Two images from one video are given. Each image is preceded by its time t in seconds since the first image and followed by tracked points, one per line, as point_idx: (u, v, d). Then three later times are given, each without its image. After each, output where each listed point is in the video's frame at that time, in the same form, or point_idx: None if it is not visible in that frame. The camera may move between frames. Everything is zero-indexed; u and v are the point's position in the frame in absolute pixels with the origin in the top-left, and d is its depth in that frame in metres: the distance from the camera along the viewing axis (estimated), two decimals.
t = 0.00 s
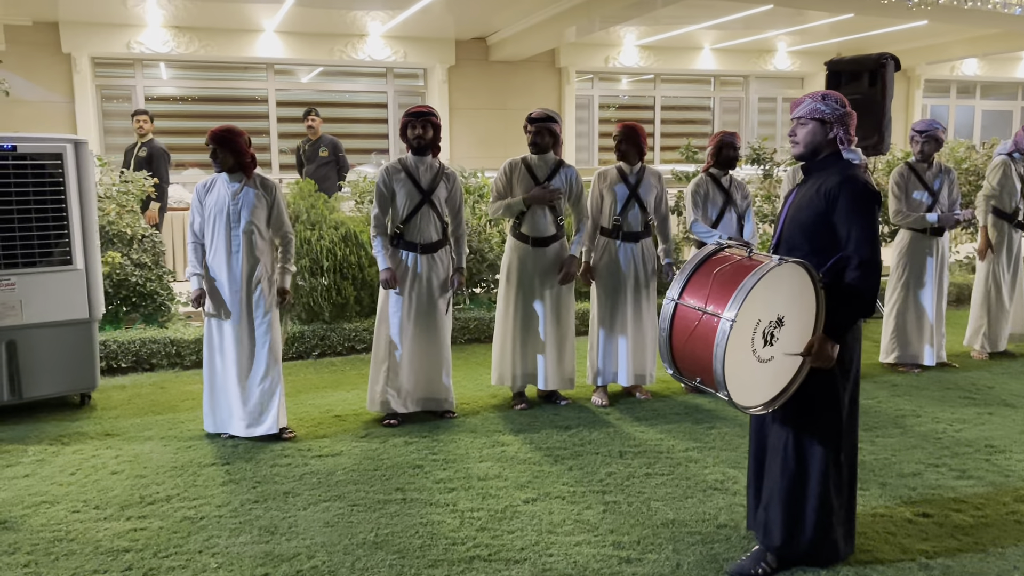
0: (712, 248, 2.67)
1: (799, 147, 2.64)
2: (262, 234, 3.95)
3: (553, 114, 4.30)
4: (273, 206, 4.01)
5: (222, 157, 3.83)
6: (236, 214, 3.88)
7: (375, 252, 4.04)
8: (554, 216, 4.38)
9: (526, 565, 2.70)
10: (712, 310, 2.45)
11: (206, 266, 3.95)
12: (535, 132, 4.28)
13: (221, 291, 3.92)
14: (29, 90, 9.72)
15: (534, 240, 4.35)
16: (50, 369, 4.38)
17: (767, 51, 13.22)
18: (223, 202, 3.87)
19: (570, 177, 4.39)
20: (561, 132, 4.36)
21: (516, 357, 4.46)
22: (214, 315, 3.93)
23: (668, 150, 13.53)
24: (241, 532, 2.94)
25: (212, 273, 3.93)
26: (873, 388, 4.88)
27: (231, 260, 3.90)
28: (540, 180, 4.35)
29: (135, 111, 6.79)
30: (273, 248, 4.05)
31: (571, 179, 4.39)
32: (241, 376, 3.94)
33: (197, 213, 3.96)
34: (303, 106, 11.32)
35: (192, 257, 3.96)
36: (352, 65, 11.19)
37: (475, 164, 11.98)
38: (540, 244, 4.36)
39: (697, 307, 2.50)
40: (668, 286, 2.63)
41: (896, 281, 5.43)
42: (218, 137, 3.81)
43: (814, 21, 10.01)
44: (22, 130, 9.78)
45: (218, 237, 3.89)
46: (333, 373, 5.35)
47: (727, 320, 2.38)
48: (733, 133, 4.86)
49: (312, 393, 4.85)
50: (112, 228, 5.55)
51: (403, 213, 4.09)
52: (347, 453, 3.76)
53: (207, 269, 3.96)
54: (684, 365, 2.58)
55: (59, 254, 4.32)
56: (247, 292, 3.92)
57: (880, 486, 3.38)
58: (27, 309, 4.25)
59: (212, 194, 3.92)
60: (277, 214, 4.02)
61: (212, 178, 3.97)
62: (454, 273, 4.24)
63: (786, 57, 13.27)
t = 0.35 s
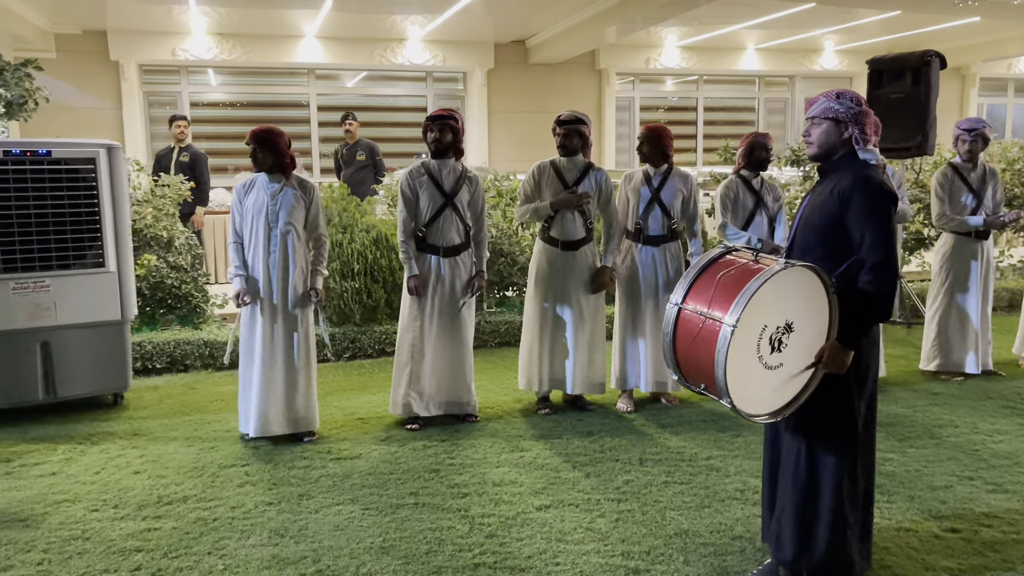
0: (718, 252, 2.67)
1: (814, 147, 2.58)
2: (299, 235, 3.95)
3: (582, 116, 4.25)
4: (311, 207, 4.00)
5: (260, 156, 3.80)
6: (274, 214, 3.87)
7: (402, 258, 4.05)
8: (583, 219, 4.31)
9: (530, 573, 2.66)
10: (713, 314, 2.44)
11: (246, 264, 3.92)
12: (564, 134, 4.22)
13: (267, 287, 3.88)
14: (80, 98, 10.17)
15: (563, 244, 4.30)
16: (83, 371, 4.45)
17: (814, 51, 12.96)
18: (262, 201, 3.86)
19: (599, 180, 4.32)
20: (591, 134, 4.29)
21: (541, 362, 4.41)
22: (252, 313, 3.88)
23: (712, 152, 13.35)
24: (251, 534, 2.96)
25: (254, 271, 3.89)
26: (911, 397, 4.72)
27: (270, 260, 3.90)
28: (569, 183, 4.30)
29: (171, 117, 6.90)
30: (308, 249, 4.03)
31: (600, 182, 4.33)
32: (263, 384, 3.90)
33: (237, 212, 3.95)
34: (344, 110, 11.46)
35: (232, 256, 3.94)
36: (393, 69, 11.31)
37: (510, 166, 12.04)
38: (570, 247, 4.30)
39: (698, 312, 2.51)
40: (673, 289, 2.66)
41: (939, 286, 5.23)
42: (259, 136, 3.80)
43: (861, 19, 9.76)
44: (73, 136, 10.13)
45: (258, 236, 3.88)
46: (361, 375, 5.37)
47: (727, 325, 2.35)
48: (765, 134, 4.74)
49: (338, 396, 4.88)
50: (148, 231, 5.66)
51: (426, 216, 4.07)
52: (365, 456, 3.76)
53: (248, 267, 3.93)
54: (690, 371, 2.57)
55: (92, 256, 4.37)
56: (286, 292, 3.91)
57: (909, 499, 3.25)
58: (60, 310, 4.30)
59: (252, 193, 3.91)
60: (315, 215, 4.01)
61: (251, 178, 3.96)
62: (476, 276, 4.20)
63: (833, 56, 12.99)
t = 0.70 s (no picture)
0: (730, 266, 2.65)
1: (829, 158, 2.55)
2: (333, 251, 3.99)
3: (604, 130, 4.24)
4: (342, 225, 4.05)
5: (296, 172, 3.86)
6: (310, 230, 3.91)
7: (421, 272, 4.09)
8: (606, 232, 4.30)
9: None
10: (725, 329, 2.43)
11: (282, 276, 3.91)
12: (586, 147, 4.21)
13: (307, 299, 3.90)
14: (117, 117, 10.45)
15: (585, 257, 4.28)
16: (114, 386, 4.51)
17: (847, 58, 12.81)
18: (298, 216, 3.90)
19: (621, 195, 4.33)
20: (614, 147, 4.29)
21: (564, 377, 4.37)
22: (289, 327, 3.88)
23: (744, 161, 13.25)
24: (270, 548, 2.99)
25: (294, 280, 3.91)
26: (943, 411, 4.62)
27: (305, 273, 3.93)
28: (592, 197, 4.30)
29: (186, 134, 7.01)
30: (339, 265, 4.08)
31: (622, 196, 4.33)
32: (288, 400, 3.89)
33: (271, 226, 3.95)
34: (374, 125, 11.59)
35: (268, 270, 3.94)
36: (422, 84, 11.44)
37: (539, 179, 12.09)
38: (592, 261, 4.28)
39: (709, 328, 2.50)
40: (685, 303, 2.65)
41: (973, 298, 5.10)
42: (297, 153, 3.87)
43: (894, 25, 9.63)
44: (111, 155, 10.41)
45: (294, 249, 3.91)
46: (386, 389, 5.41)
47: (739, 340, 2.33)
48: (790, 145, 4.70)
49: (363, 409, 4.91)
50: (179, 248, 5.78)
51: (446, 231, 4.10)
52: (385, 470, 3.78)
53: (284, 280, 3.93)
54: (704, 386, 2.54)
55: (123, 273, 4.43)
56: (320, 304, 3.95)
57: (935, 515, 3.18)
58: (92, 326, 4.36)
59: (288, 208, 3.93)
60: (346, 233, 4.06)
61: (285, 194, 3.99)
62: (498, 289, 4.23)
63: (866, 63, 12.82)
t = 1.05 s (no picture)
0: (729, 283, 2.66)
1: (827, 175, 2.55)
2: (336, 270, 3.99)
3: (594, 146, 4.25)
4: (347, 244, 4.06)
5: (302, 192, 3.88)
6: (315, 249, 3.92)
7: (421, 290, 4.12)
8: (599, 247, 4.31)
9: None
10: (727, 346, 2.42)
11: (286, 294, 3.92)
12: (577, 164, 4.23)
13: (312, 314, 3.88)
14: (123, 138, 10.53)
15: (579, 274, 4.29)
16: (117, 406, 4.52)
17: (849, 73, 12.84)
18: (302, 235, 3.92)
19: (613, 211, 4.35)
20: (603, 164, 4.30)
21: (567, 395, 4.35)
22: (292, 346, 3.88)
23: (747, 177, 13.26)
24: (270, 569, 2.98)
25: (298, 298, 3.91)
26: (948, 426, 4.60)
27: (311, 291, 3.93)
28: (585, 213, 4.31)
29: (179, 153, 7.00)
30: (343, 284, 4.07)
31: (614, 212, 4.35)
32: (291, 419, 3.88)
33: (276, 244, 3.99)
34: (379, 144, 11.64)
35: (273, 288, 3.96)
36: (425, 103, 11.50)
37: (542, 196, 12.13)
38: (586, 277, 4.29)
39: (711, 345, 2.49)
40: (686, 321, 2.65)
41: (977, 313, 5.08)
42: (302, 172, 3.89)
43: (896, 41, 9.65)
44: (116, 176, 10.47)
45: (299, 268, 3.92)
46: (390, 407, 5.40)
47: (741, 358, 2.32)
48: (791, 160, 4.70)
49: (365, 428, 4.90)
50: (182, 267, 5.80)
51: (444, 249, 4.12)
52: (387, 489, 3.77)
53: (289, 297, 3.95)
54: (705, 404, 2.54)
55: (126, 293, 4.45)
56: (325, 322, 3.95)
57: (941, 533, 3.15)
58: (95, 346, 4.37)
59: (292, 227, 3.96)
60: (352, 251, 4.06)
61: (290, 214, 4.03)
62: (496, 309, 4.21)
63: (868, 78, 12.83)
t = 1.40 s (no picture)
0: (715, 294, 2.67)
1: (811, 184, 2.55)
2: (323, 282, 3.97)
3: (569, 157, 4.26)
4: (335, 255, 4.03)
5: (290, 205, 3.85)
6: (300, 261, 3.91)
7: (406, 299, 4.11)
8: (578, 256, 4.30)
9: None
10: (715, 358, 2.42)
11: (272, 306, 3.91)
12: (551, 175, 4.24)
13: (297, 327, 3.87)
14: (111, 149, 10.50)
15: (559, 285, 4.28)
16: (103, 419, 4.48)
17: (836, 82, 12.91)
18: (287, 248, 3.90)
19: (591, 220, 4.37)
20: (577, 174, 4.31)
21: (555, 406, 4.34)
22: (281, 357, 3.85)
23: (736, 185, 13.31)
24: None
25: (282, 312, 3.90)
26: (936, 433, 4.61)
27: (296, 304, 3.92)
28: (561, 224, 4.31)
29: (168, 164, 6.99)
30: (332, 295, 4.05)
31: (592, 222, 4.37)
32: (280, 432, 3.86)
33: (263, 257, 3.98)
34: (368, 154, 11.63)
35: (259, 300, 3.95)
36: (414, 112, 11.51)
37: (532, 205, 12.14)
38: (565, 288, 4.28)
39: (699, 357, 2.49)
40: (674, 333, 2.65)
41: (963, 321, 5.09)
42: (288, 185, 3.85)
43: (882, 49, 9.71)
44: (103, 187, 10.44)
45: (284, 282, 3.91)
46: (379, 418, 5.37)
47: (728, 369, 2.33)
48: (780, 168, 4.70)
49: (354, 439, 4.88)
50: (170, 279, 5.77)
51: (430, 259, 4.12)
52: (376, 501, 3.75)
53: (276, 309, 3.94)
54: (694, 417, 2.53)
55: (112, 305, 4.42)
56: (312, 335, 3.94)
57: (930, 540, 3.15)
58: (81, 359, 4.34)
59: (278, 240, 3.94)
60: (338, 262, 4.04)
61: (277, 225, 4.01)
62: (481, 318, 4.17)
63: (855, 86, 12.89)
